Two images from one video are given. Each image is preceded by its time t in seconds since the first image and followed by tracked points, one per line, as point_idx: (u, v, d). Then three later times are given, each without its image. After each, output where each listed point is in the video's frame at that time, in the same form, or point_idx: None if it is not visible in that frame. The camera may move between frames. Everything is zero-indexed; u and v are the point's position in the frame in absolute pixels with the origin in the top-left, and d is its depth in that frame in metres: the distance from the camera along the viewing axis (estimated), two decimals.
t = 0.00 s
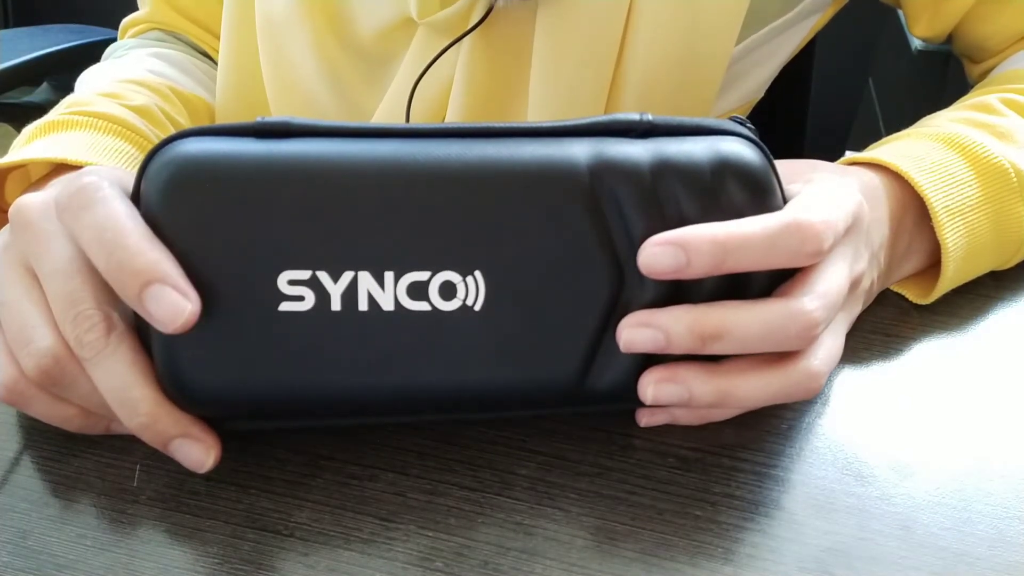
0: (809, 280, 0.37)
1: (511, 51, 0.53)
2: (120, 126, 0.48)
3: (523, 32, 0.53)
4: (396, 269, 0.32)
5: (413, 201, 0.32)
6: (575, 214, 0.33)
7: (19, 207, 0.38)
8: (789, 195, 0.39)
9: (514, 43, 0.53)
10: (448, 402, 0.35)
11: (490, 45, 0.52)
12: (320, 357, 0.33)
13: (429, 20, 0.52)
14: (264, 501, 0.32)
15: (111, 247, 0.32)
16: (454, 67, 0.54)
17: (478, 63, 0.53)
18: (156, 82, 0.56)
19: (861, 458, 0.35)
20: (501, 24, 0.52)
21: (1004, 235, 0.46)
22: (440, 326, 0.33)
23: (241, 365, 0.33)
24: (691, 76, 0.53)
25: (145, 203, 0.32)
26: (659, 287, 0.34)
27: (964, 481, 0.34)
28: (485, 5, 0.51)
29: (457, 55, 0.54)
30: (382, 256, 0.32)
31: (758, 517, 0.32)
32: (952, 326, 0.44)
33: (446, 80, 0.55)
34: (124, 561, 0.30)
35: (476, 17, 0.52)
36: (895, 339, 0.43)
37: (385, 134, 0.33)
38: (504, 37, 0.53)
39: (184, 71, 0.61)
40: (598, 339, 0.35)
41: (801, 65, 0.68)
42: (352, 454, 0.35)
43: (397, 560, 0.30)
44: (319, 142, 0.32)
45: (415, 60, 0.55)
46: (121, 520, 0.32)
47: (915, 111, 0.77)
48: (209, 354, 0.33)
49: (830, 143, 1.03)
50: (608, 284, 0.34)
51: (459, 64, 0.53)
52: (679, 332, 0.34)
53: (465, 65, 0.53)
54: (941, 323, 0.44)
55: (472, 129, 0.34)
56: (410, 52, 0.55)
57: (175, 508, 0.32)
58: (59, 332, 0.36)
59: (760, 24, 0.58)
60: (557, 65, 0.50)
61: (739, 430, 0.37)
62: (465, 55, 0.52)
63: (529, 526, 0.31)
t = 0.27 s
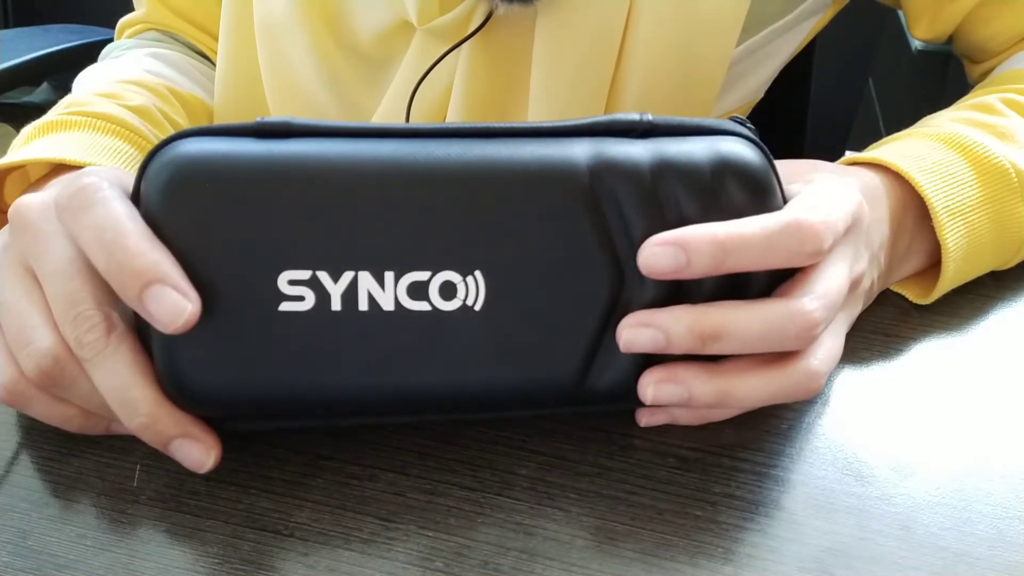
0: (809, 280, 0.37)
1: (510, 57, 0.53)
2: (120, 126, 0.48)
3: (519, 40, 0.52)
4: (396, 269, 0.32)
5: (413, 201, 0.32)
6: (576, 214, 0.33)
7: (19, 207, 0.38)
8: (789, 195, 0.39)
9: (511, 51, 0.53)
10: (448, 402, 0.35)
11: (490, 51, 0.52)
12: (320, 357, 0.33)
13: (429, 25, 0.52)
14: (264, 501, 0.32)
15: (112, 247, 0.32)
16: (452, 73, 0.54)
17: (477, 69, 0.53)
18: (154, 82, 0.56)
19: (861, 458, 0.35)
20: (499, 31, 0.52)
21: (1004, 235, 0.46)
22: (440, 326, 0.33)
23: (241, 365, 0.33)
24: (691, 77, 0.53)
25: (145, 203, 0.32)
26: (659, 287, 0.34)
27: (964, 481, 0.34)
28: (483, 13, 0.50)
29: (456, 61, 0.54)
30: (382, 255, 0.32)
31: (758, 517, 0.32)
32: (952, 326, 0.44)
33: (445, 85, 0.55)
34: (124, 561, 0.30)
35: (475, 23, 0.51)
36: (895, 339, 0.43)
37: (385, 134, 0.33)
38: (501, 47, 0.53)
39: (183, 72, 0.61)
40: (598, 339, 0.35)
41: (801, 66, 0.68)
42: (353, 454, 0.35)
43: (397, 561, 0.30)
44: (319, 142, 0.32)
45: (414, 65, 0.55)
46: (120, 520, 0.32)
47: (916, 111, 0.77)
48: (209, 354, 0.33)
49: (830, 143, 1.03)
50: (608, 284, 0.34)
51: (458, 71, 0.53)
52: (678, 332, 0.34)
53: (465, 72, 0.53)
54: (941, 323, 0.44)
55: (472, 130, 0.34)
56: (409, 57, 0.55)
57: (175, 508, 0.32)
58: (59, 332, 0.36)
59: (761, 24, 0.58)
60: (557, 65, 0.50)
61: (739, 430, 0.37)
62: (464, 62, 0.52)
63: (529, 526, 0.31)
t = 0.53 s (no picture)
0: (809, 277, 0.37)
1: (511, 52, 0.53)
2: (121, 126, 0.48)
3: (522, 35, 0.53)
4: (396, 269, 0.32)
5: (413, 201, 0.32)
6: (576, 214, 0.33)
7: (20, 207, 0.38)
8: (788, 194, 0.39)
9: (514, 45, 0.53)
10: (448, 402, 0.35)
11: (491, 45, 0.52)
12: (320, 357, 0.33)
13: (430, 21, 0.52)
14: (264, 501, 0.32)
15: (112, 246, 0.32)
16: (452, 70, 0.54)
17: (479, 65, 0.53)
18: (156, 81, 0.56)
19: (861, 458, 0.35)
20: (502, 23, 0.52)
21: (1004, 235, 0.46)
22: (440, 325, 0.33)
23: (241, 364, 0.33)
24: (691, 76, 0.53)
25: (146, 202, 0.32)
26: (659, 287, 0.34)
27: (964, 481, 0.34)
28: (486, 6, 0.51)
29: (457, 57, 0.54)
30: (382, 255, 0.32)
31: (759, 517, 0.32)
32: (952, 326, 0.44)
33: (446, 83, 0.55)
34: (124, 561, 0.30)
35: (478, 17, 0.52)
36: (895, 339, 0.43)
37: (385, 134, 0.33)
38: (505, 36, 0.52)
39: (185, 71, 0.61)
40: (598, 339, 0.35)
41: (801, 66, 0.68)
42: (353, 454, 0.35)
43: (397, 560, 0.30)
44: (319, 142, 0.32)
45: (416, 61, 0.55)
46: (121, 520, 0.32)
47: (915, 111, 0.77)
48: (209, 354, 0.33)
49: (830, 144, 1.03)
50: (609, 284, 0.34)
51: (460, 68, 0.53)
52: (678, 329, 0.34)
53: (466, 68, 0.53)
54: (941, 323, 0.44)
55: (472, 129, 0.34)
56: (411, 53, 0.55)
57: (175, 508, 0.32)
58: (60, 331, 0.36)
59: (760, 24, 0.58)
60: (557, 65, 0.50)
61: (739, 429, 0.37)
62: (466, 57, 0.52)
63: (529, 526, 0.31)
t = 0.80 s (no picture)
0: (809, 278, 0.37)
1: (510, 50, 0.53)
2: (121, 126, 0.48)
3: (523, 34, 0.53)
4: (396, 269, 0.32)
5: (413, 201, 0.32)
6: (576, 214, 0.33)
7: (19, 206, 0.38)
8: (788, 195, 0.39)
9: (515, 43, 0.53)
10: (448, 402, 0.35)
11: (491, 44, 0.52)
12: (320, 357, 0.33)
13: (430, 21, 0.52)
14: (264, 501, 0.32)
15: (111, 247, 0.32)
16: (453, 70, 0.54)
17: (479, 65, 0.53)
18: (157, 81, 0.56)
19: (861, 458, 0.35)
20: (502, 22, 0.52)
21: (1004, 235, 0.46)
22: (440, 325, 0.33)
23: (241, 363, 0.33)
24: (691, 77, 0.53)
25: (146, 203, 0.32)
26: (659, 287, 0.34)
27: (964, 481, 0.34)
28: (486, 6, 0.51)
29: (457, 57, 0.54)
30: (381, 255, 0.32)
31: (759, 517, 0.32)
32: (952, 326, 0.44)
33: (446, 83, 0.55)
34: (123, 561, 0.30)
35: (478, 16, 0.51)
36: (895, 339, 0.43)
37: (385, 134, 0.33)
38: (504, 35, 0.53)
39: (185, 71, 0.61)
40: (598, 339, 0.35)
41: (801, 66, 0.68)
42: (353, 454, 0.35)
43: (397, 560, 0.30)
44: (319, 142, 0.32)
45: (416, 61, 0.55)
46: (121, 520, 0.32)
47: (915, 111, 0.77)
48: (209, 354, 0.33)
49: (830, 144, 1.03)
50: (609, 284, 0.34)
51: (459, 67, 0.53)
52: (678, 330, 0.34)
53: (465, 68, 0.53)
54: (941, 323, 0.44)
55: (472, 129, 0.34)
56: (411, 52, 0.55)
57: (175, 508, 0.32)
58: (60, 331, 0.36)
59: (761, 24, 0.58)
60: (557, 65, 0.50)
61: (739, 429, 0.37)
62: (466, 56, 0.52)
63: (529, 526, 0.31)
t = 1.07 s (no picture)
0: (809, 279, 0.37)
1: (511, 51, 0.53)
2: (121, 126, 0.48)
3: (522, 38, 0.52)
4: (396, 269, 0.32)
5: (413, 202, 0.32)
6: (576, 214, 0.33)
7: (19, 207, 0.38)
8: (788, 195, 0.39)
9: (515, 45, 0.53)
10: (448, 402, 0.35)
11: (490, 46, 0.52)
12: (320, 357, 0.33)
13: (430, 24, 0.52)
14: (264, 501, 0.32)
15: (111, 246, 0.32)
16: (452, 72, 0.54)
17: (479, 67, 0.53)
18: (156, 82, 0.56)
19: (861, 458, 0.35)
20: (502, 24, 0.51)
21: (1004, 235, 0.46)
22: (440, 326, 0.33)
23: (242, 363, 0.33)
24: (691, 77, 0.53)
25: (146, 203, 0.32)
26: (659, 287, 0.34)
27: (964, 481, 0.34)
28: (485, 9, 0.51)
29: (457, 60, 0.54)
30: (381, 255, 0.32)
31: (759, 517, 0.32)
32: (952, 326, 0.44)
33: (446, 85, 0.55)
34: (123, 562, 0.30)
35: (477, 20, 0.51)
36: (895, 339, 0.43)
37: (385, 134, 0.33)
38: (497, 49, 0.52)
39: (185, 72, 0.61)
40: (598, 339, 0.35)
41: (801, 66, 0.68)
42: (353, 454, 0.35)
43: (397, 560, 0.30)
44: (319, 141, 0.32)
45: (416, 62, 0.55)
46: (121, 520, 0.32)
47: (916, 111, 0.77)
48: (209, 354, 0.33)
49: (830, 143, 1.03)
50: (609, 284, 0.34)
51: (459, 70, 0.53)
52: (678, 331, 0.34)
53: (466, 70, 0.53)
54: (941, 323, 0.44)
55: (472, 129, 0.33)
56: (411, 53, 0.55)
57: (175, 507, 0.32)
58: (60, 331, 0.36)
59: (761, 24, 0.58)
60: (557, 65, 0.50)
61: (738, 429, 0.37)
62: (466, 59, 0.52)
63: (529, 526, 0.31)
